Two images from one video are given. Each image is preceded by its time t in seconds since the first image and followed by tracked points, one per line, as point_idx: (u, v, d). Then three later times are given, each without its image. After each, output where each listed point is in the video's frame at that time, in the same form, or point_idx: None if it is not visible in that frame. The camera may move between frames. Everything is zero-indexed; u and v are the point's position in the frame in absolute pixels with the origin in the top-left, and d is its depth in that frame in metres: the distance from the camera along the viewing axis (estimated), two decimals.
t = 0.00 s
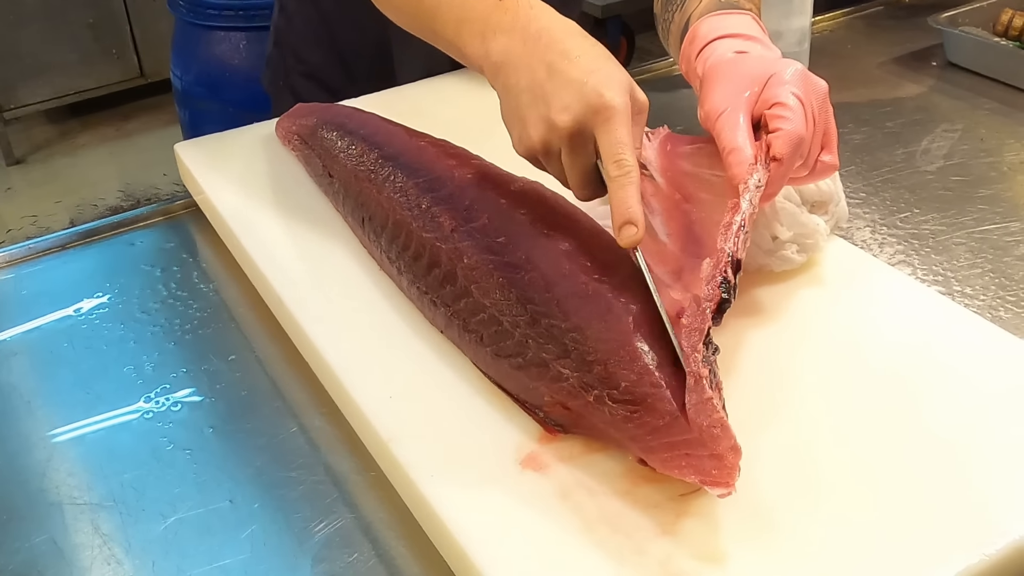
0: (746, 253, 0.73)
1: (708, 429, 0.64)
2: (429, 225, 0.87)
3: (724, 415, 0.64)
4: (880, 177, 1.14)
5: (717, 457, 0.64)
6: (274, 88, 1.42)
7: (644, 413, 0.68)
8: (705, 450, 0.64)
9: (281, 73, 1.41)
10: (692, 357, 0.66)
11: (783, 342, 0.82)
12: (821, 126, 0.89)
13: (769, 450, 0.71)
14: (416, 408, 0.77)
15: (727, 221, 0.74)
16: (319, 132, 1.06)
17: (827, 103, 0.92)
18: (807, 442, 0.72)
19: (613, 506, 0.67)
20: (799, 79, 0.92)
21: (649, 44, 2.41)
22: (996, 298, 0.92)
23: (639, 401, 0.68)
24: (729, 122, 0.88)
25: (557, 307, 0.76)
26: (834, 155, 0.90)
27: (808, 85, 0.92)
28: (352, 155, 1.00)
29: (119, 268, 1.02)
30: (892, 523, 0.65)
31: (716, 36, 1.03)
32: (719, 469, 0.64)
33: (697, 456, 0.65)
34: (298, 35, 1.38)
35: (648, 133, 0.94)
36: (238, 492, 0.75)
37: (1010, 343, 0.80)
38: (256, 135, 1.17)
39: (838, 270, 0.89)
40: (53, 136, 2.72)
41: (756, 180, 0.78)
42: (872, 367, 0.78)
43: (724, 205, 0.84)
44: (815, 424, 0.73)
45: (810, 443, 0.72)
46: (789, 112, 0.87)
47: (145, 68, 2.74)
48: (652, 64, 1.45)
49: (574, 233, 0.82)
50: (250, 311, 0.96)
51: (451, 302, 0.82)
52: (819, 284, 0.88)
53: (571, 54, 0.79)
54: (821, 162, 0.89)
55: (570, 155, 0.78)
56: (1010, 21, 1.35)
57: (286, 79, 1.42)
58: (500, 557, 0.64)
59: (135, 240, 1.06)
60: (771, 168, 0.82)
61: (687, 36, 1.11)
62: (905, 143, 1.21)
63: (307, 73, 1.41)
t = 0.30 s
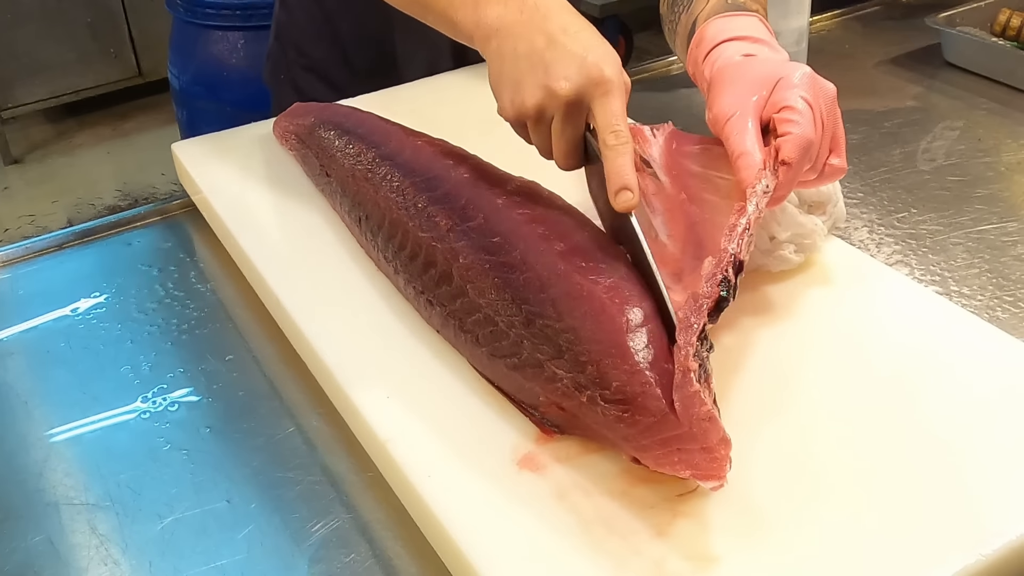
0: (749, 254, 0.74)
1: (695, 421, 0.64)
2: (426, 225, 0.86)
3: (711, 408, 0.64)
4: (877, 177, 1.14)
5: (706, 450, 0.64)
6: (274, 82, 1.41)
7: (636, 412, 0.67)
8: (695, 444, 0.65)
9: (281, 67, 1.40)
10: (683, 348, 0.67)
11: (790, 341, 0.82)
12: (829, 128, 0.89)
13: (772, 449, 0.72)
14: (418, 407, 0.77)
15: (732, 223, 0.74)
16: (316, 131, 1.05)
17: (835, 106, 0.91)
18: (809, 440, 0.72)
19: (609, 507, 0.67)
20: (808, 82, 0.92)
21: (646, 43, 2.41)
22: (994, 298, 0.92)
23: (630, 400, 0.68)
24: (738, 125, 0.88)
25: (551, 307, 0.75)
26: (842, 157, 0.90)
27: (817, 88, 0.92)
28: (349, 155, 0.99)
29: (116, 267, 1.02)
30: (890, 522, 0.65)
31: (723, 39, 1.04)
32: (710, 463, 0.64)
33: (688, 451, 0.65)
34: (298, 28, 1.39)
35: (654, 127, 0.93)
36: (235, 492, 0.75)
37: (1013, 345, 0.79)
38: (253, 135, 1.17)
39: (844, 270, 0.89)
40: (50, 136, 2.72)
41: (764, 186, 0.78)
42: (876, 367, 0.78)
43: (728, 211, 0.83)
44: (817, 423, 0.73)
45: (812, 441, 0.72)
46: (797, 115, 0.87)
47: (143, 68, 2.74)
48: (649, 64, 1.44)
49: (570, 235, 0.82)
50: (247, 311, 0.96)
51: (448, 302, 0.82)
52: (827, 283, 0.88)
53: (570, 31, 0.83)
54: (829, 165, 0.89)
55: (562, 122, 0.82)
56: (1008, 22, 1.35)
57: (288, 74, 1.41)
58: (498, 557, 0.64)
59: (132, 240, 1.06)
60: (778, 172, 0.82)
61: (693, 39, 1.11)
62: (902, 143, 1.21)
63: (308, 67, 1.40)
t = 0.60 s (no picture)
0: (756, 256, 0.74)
1: (694, 418, 0.64)
2: (426, 222, 0.86)
3: (710, 406, 0.65)
4: (877, 176, 1.14)
5: (705, 446, 0.64)
6: (271, 79, 1.40)
7: (634, 410, 0.67)
8: (693, 441, 0.65)
9: (278, 66, 1.39)
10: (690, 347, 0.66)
11: (796, 338, 0.82)
12: (837, 128, 0.90)
13: (775, 445, 0.72)
14: (422, 404, 0.77)
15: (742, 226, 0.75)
16: (316, 129, 1.05)
17: (842, 108, 0.93)
18: (812, 437, 0.72)
19: (610, 506, 0.67)
20: (815, 83, 0.93)
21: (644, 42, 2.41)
22: (994, 297, 0.92)
23: (629, 398, 0.68)
24: (747, 126, 0.90)
25: (552, 307, 0.75)
26: (849, 158, 0.90)
27: (824, 89, 0.93)
28: (350, 153, 0.99)
29: (116, 266, 1.01)
30: (890, 521, 0.65)
31: (729, 39, 1.04)
32: (707, 460, 0.64)
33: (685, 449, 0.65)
34: (297, 24, 1.37)
35: (658, 125, 0.94)
36: (235, 491, 0.75)
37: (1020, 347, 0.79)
38: (253, 134, 1.16)
39: (850, 267, 0.89)
40: (49, 134, 2.72)
41: (772, 192, 0.78)
42: (880, 364, 0.78)
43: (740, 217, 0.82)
44: (820, 421, 0.74)
45: (815, 438, 0.72)
46: (807, 117, 0.89)
47: (141, 66, 2.73)
48: (649, 62, 1.44)
49: (571, 234, 0.81)
50: (246, 310, 0.96)
51: (448, 300, 0.82)
52: (836, 281, 0.88)
53: None
54: (836, 165, 0.90)
55: (517, 69, 0.88)
56: (1007, 21, 1.36)
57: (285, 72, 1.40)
58: (498, 555, 0.64)
59: (132, 239, 1.06)
60: (788, 174, 0.83)
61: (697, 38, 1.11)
62: (902, 142, 1.21)
63: (306, 63, 1.40)
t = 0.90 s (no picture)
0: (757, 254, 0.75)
1: (696, 415, 0.64)
2: (428, 221, 0.87)
3: (713, 402, 0.65)
4: (878, 174, 1.14)
5: (708, 443, 0.64)
6: (271, 80, 1.42)
7: (638, 409, 0.68)
8: (697, 438, 0.65)
9: (279, 67, 1.40)
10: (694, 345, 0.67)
11: (798, 334, 0.82)
12: (837, 125, 0.91)
13: (777, 441, 0.72)
14: (423, 400, 0.77)
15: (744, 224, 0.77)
16: (318, 127, 1.05)
17: (842, 104, 0.93)
18: (815, 433, 0.72)
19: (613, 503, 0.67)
20: (815, 79, 0.93)
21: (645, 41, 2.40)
22: (995, 295, 0.92)
23: (632, 396, 0.69)
24: (748, 123, 0.90)
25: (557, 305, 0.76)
26: (849, 154, 0.91)
27: (824, 85, 0.93)
28: (352, 151, 0.99)
29: (116, 264, 1.01)
30: (892, 518, 0.65)
31: (727, 36, 1.04)
32: (712, 457, 0.64)
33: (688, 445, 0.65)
34: (297, 28, 1.37)
35: (658, 124, 0.94)
36: (237, 488, 0.75)
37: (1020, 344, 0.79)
38: (253, 131, 1.16)
39: (851, 263, 0.90)
40: (48, 133, 2.71)
41: (773, 188, 0.80)
42: (882, 360, 0.78)
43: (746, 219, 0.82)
44: (822, 418, 0.74)
45: (817, 434, 0.72)
46: (808, 113, 0.89)
47: (140, 65, 2.73)
48: (649, 60, 1.44)
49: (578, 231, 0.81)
50: (247, 308, 0.96)
51: (450, 298, 0.82)
52: (836, 277, 0.88)
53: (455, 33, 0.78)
54: (836, 161, 0.90)
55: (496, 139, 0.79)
56: (1008, 20, 1.36)
57: (286, 73, 1.41)
58: (501, 553, 0.64)
59: (133, 237, 1.06)
60: (789, 170, 0.84)
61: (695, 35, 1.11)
62: (903, 140, 1.21)
63: (308, 66, 1.41)
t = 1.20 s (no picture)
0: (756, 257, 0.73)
1: (702, 427, 0.63)
2: (430, 220, 0.87)
3: (715, 415, 0.63)
4: (879, 173, 1.14)
5: (712, 458, 0.63)
6: (270, 83, 1.41)
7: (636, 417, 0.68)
8: (701, 452, 0.64)
9: (278, 70, 1.40)
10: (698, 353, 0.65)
11: (795, 334, 0.82)
12: (834, 120, 0.91)
13: (776, 442, 0.72)
14: (423, 401, 0.77)
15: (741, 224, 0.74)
16: (319, 126, 1.05)
17: (840, 99, 0.93)
18: (813, 433, 0.72)
19: (614, 501, 0.67)
20: (813, 74, 0.93)
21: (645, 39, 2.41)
22: (996, 294, 0.92)
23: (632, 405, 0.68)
24: (745, 120, 0.90)
25: (556, 307, 0.76)
26: (847, 149, 0.91)
27: (822, 80, 0.93)
28: (353, 149, 0.99)
29: (117, 262, 1.01)
30: (893, 518, 0.65)
31: (725, 33, 1.05)
32: (716, 471, 0.63)
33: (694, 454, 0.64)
34: (296, 32, 1.37)
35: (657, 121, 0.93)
36: (237, 487, 0.75)
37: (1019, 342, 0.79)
38: (254, 129, 1.16)
39: (850, 262, 0.90)
40: (48, 132, 2.71)
41: (770, 184, 0.78)
42: (880, 359, 0.78)
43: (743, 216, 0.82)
44: (822, 417, 0.74)
45: (815, 434, 0.72)
46: (805, 108, 0.89)
47: (140, 64, 2.73)
48: (650, 59, 1.44)
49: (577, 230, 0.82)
50: (247, 306, 0.95)
51: (451, 297, 0.82)
52: (835, 276, 0.88)
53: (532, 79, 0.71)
54: (834, 157, 0.90)
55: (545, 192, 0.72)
56: (1008, 19, 1.36)
57: (285, 75, 1.41)
58: (502, 552, 0.64)
59: (133, 236, 1.06)
60: (785, 165, 0.83)
61: (693, 32, 1.11)
62: (904, 139, 1.21)
63: (306, 70, 1.41)
